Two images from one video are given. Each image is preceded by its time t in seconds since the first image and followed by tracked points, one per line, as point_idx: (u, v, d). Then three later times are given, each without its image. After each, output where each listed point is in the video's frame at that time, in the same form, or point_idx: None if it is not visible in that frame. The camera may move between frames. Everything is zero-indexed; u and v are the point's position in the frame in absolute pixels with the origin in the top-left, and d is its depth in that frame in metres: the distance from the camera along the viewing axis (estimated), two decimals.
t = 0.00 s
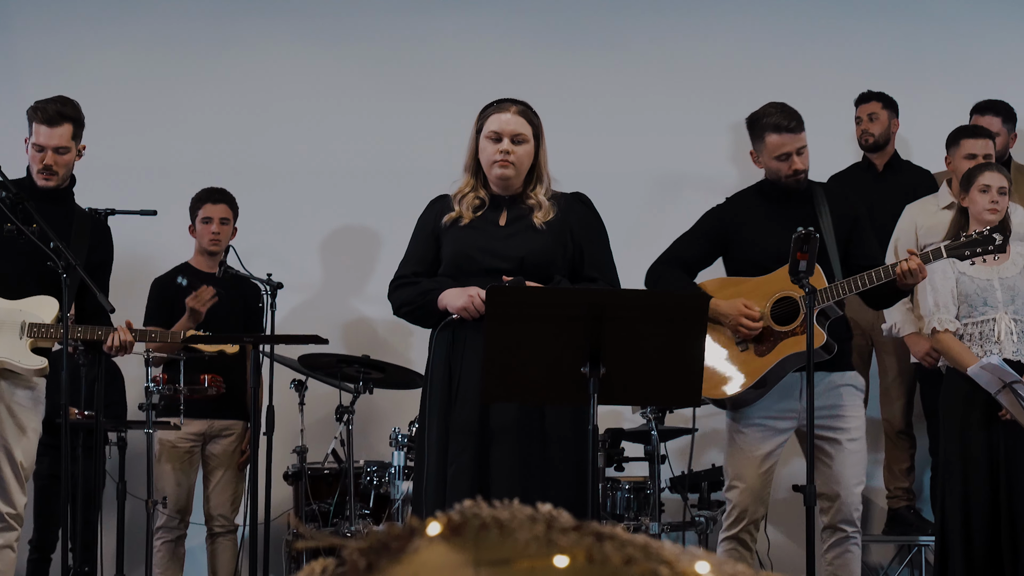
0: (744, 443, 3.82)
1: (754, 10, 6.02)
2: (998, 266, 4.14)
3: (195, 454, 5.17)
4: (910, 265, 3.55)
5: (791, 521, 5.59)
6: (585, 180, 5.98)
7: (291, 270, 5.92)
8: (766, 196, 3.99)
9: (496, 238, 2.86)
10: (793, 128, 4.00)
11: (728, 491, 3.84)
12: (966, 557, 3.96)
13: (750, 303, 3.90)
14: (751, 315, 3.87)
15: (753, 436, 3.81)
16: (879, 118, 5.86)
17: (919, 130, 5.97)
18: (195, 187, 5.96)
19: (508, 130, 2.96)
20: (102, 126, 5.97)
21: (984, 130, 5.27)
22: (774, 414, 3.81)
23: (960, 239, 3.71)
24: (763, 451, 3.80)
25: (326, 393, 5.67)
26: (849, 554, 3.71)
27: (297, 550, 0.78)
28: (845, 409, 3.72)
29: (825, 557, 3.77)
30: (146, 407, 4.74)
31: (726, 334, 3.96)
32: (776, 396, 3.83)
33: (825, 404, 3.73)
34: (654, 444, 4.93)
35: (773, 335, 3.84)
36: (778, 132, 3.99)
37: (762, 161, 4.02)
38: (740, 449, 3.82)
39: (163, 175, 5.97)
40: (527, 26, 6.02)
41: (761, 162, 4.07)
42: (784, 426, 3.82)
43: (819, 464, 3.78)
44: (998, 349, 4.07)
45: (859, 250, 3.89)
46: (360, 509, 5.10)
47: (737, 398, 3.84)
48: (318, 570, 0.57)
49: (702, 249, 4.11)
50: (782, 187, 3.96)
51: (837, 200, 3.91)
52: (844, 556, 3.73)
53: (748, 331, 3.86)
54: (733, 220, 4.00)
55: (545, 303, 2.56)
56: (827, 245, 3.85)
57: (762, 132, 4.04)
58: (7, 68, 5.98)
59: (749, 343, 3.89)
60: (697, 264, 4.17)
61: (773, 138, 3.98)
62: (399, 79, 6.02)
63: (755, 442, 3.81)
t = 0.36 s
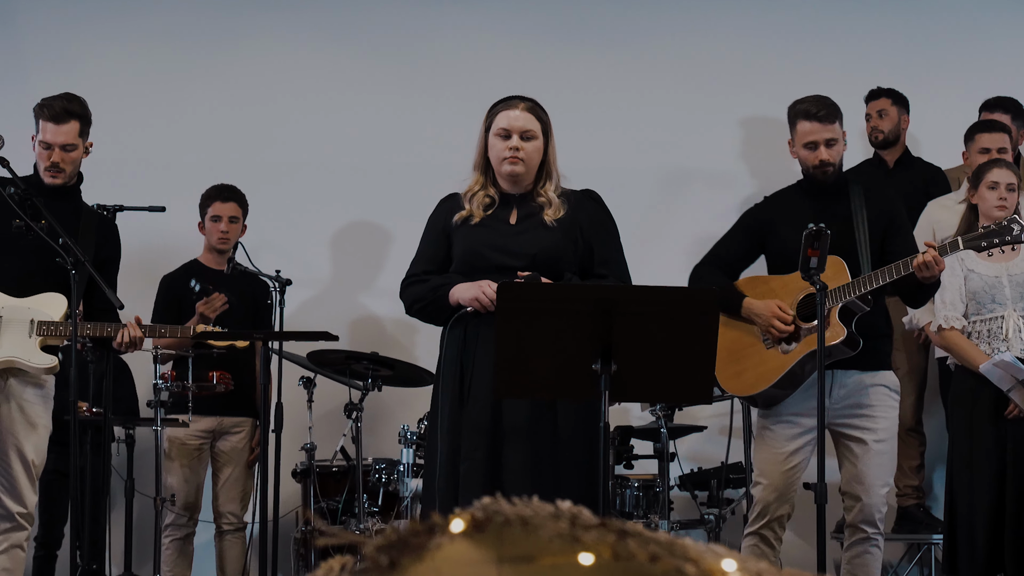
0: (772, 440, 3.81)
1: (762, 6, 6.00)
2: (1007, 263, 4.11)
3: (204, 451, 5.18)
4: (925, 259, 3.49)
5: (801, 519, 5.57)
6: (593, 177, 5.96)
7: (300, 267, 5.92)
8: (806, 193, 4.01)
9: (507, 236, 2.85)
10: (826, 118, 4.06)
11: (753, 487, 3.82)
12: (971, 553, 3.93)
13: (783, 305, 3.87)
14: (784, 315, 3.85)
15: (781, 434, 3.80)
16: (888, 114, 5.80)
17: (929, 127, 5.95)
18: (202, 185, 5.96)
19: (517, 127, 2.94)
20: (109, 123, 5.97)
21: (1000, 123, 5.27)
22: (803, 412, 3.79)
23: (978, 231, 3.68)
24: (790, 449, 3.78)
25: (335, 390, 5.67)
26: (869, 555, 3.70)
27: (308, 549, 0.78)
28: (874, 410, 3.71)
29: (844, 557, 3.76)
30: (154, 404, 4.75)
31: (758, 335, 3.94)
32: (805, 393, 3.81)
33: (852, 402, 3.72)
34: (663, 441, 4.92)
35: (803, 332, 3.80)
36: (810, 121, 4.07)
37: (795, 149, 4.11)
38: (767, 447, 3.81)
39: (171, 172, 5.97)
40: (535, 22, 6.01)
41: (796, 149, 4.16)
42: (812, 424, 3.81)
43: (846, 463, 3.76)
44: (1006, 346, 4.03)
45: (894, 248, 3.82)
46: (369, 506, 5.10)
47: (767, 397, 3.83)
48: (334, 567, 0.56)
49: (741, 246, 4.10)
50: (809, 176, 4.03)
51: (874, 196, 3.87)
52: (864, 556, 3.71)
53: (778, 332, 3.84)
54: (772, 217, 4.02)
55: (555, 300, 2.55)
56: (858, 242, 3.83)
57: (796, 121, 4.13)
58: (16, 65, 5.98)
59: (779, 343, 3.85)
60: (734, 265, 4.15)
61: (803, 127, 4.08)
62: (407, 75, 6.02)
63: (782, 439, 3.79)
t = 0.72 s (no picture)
0: (778, 446, 3.80)
1: (763, 11, 6.01)
2: (1001, 269, 4.12)
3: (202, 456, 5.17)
4: (925, 255, 3.40)
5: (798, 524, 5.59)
6: (592, 181, 5.97)
7: (298, 271, 5.91)
8: (823, 201, 4.01)
9: (510, 242, 2.85)
10: (842, 119, 4.07)
11: (758, 493, 3.82)
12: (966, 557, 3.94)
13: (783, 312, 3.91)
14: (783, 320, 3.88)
15: (787, 440, 3.80)
16: (889, 119, 5.71)
17: (928, 132, 5.97)
18: (201, 188, 5.96)
19: (518, 137, 2.93)
20: (108, 126, 5.97)
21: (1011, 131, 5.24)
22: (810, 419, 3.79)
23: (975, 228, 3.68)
24: (795, 455, 3.78)
25: (335, 394, 5.67)
26: (870, 562, 3.67)
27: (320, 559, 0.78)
28: (880, 417, 3.72)
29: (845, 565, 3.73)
30: (152, 409, 4.74)
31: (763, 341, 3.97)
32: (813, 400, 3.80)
33: (857, 409, 3.74)
34: (661, 446, 4.93)
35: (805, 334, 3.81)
36: (826, 120, 4.09)
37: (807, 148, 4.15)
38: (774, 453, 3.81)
39: (170, 176, 5.96)
40: (535, 26, 6.01)
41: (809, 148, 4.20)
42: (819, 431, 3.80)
43: (851, 470, 3.76)
44: (1000, 352, 4.03)
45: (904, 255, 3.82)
46: (366, 511, 5.09)
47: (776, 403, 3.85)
48: None
49: (756, 255, 4.14)
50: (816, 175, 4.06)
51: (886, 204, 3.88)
52: (865, 563, 3.69)
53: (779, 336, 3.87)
54: (784, 223, 4.06)
55: (558, 305, 2.55)
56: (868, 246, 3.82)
57: (809, 119, 4.16)
58: (15, 67, 5.98)
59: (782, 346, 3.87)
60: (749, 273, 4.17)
61: (818, 124, 4.10)
62: (407, 79, 6.02)
63: (788, 445, 3.79)
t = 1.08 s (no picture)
0: (760, 443, 3.81)
1: (753, 11, 6.03)
2: (990, 267, 4.14)
3: (192, 456, 5.16)
4: (904, 254, 3.43)
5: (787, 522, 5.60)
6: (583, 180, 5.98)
7: (288, 270, 5.90)
8: (812, 195, 4.02)
9: (500, 239, 2.84)
10: (843, 116, 4.12)
11: (742, 490, 3.82)
12: (955, 555, 3.96)
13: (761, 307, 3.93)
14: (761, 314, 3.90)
15: (769, 436, 3.81)
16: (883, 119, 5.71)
17: (918, 132, 5.99)
18: (191, 187, 5.94)
19: (512, 140, 2.90)
20: (97, 124, 5.95)
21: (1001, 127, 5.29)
22: (791, 414, 3.79)
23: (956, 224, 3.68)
24: (778, 451, 3.79)
25: (326, 393, 5.66)
26: (856, 558, 3.69)
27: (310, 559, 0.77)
28: (861, 413, 3.72)
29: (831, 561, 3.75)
30: (141, 408, 4.73)
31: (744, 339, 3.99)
32: (794, 395, 3.81)
33: (839, 405, 3.74)
34: (652, 445, 4.94)
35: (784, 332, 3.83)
36: (828, 113, 4.14)
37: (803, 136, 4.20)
38: (756, 449, 3.81)
39: (159, 174, 5.94)
40: (525, 24, 6.01)
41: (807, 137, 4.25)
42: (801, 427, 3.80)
43: (834, 467, 3.77)
44: (989, 350, 4.07)
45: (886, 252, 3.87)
46: (357, 510, 5.09)
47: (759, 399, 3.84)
48: None
49: (737, 249, 4.18)
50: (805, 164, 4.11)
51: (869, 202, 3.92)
52: (850, 558, 3.69)
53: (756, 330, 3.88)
54: (766, 220, 4.07)
55: (548, 304, 2.55)
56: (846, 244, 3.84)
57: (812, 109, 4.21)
58: (3, 65, 5.95)
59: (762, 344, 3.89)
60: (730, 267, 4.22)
61: (820, 114, 4.15)
62: (398, 78, 6.01)
63: (770, 442, 3.80)
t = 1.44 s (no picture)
0: (759, 440, 3.80)
1: (761, 7, 6.00)
2: (999, 264, 4.11)
3: (202, 454, 5.17)
4: (912, 254, 3.38)
5: (796, 521, 5.57)
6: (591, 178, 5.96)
7: (297, 268, 5.91)
8: (800, 190, 4.00)
9: (506, 235, 2.82)
10: (832, 114, 4.05)
11: (743, 487, 3.81)
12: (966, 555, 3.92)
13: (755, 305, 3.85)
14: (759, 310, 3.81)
15: (768, 433, 3.80)
16: (895, 115, 5.68)
17: (928, 128, 5.95)
18: (200, 185, 5.95)
19: (519, 134, 2.91)
20: (106, 123, 5.97)
21: (1000, 124, 5.25)
22: (790, 410, 3.80)
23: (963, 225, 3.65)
24: (777, 448, 3.78)
25: (334, 391, 5.66)
26: (859, 554, 3.68)
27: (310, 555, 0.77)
28: (859, 409, 3.71)
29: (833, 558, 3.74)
30: (151, 406, 4.75)
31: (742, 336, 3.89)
32: (792, 391, 3.81)
33: (838, 401, 3.72)
34: (660, 442, 4.93)
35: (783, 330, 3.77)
36: (817, 110, 4.06)
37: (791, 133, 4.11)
38: (755, 447, 3.81)
39: (168, 173, 5.95)
40: (533, 22, 6.00)
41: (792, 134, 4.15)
42: (799, 423, 3.81)
43: (832, 463, 3.76)
44: (1000, 348, 4.03)
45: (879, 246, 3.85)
46: (366, 508, 5.09)
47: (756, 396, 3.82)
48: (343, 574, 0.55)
49: (725, 244, 4.13)
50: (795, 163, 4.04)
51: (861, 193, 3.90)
52: (853, 555, 3.69)
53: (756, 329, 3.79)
54: (757, 214, 4.03)
55: (555, 302, 2.54)
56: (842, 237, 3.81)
57: (800, 106, 4.11)
58: (13, 65, 5.97)
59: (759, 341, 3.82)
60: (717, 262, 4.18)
61: (810, 113, 4.06)
62: (406, 77, 6.01)
63: (770, 439, 3.79)
